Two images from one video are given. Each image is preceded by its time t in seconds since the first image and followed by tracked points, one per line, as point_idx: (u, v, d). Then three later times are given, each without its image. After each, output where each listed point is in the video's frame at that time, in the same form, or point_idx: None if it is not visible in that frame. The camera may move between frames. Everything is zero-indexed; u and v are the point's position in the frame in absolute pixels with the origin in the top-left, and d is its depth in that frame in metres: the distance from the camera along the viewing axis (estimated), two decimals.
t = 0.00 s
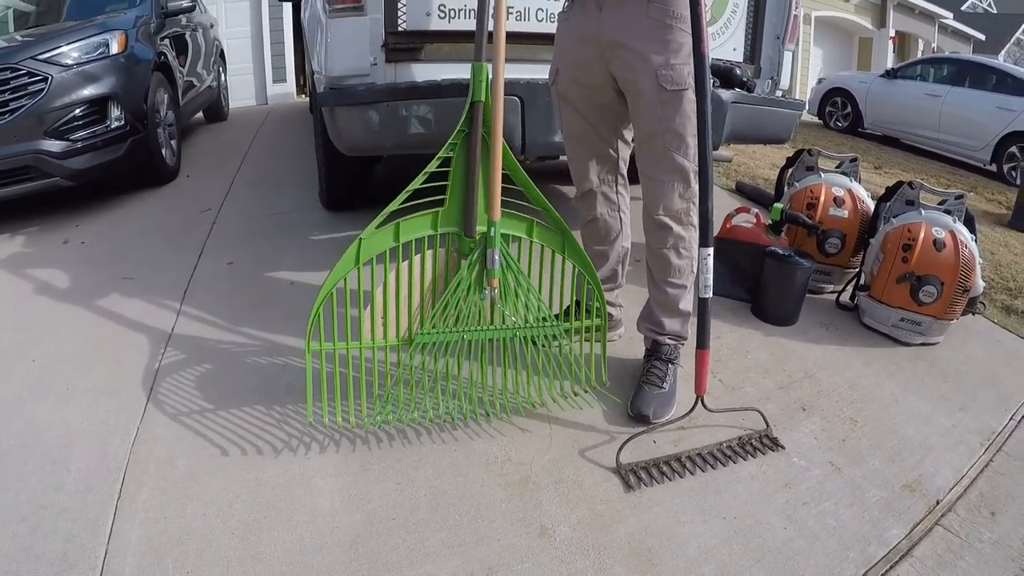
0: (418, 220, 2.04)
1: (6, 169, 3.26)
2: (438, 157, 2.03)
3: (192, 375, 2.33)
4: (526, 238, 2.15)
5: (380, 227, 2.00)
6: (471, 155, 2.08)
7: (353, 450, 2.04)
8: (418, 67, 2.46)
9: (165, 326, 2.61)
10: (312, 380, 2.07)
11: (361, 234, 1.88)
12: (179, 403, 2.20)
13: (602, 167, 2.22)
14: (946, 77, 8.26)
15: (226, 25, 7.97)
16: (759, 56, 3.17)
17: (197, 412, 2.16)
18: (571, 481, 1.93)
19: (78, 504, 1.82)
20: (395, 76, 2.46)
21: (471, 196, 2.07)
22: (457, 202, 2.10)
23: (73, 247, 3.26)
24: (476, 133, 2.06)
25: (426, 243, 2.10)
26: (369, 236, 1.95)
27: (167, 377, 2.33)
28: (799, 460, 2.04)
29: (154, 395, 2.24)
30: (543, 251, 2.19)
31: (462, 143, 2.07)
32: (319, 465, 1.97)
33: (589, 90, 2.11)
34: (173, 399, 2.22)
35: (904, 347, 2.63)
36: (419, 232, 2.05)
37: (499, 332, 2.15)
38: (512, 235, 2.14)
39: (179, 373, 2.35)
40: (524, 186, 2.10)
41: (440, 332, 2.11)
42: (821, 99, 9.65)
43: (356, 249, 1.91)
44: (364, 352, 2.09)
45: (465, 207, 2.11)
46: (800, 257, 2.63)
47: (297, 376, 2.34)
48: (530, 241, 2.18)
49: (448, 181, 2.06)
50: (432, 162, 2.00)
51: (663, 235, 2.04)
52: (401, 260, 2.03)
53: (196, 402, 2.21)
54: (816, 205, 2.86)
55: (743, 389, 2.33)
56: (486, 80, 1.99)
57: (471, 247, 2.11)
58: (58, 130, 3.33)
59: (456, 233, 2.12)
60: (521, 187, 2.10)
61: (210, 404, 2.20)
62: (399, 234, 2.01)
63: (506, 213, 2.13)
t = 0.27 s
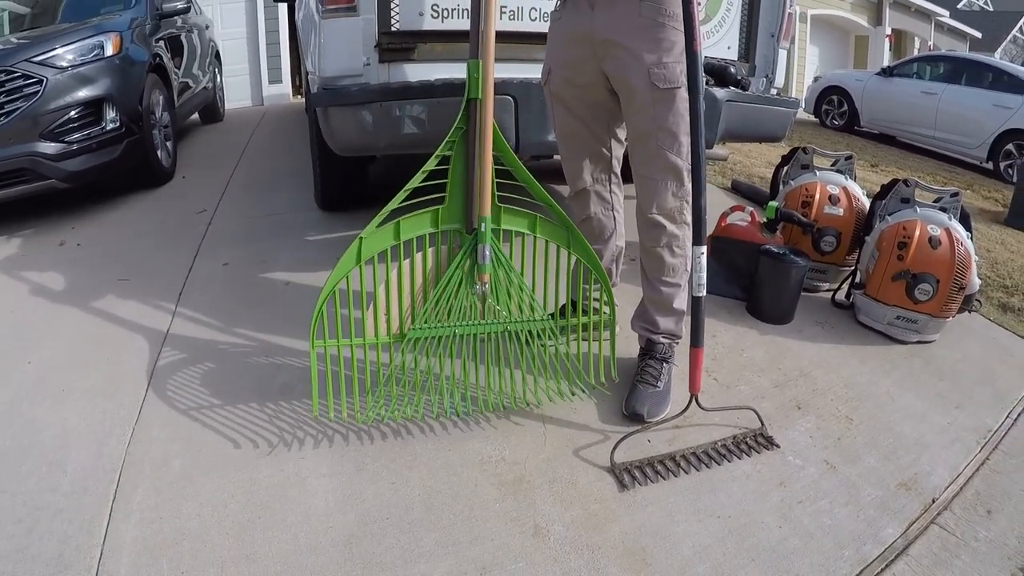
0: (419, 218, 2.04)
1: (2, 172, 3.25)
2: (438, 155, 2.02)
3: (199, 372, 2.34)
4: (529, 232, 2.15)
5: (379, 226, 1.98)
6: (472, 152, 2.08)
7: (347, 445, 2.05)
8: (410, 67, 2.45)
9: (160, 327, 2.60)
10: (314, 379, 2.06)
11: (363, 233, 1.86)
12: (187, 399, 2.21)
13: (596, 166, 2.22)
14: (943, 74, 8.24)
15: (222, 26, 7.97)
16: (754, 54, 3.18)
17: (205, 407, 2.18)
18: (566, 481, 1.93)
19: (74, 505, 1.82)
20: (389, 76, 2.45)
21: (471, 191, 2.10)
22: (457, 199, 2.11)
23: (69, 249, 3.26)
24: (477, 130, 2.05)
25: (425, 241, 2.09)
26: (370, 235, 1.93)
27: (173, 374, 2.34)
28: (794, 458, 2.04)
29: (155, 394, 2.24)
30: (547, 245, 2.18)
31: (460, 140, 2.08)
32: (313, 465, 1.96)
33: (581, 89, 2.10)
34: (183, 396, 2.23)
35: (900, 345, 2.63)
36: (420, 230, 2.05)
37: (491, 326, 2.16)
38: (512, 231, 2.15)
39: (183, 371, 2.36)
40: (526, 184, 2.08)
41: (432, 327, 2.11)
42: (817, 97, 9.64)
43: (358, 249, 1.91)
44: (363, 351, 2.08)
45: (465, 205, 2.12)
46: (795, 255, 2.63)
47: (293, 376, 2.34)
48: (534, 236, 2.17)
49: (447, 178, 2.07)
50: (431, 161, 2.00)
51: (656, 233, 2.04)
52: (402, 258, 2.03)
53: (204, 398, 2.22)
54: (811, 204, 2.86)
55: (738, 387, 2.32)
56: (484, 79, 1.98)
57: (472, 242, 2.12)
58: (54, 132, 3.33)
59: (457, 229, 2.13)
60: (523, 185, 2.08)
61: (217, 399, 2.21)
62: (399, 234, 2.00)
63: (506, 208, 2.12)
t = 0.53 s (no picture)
0: (416, 215, 2.03)
1: None
2: (434, 153, 2.01)
3: (199, 369, 2.34)
4: (527, 229, 2.14)
5: (376, 223, 1.98)
6: (467, 150, 2.08)
7: (344, 443, 2.04)
8: (403, 65, 2.45)
9: (155, 327, 2.59)
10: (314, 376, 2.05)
11: (359, 229, 1.86)
12: (190, 394, 2.22)
13: (590, 162, 2.22)
14: (940, 70, 8.24)
15: (217, 25, 7.95)
16: (749, 49, 3.15)
17: (208, 402, 2.18)
18: (562, 479, 1.92)
19: (69, 505, 1.80)
20: (383, 74, 2.44)
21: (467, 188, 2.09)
22: (454, 196, 2.10)
23: (64, 249, 3.24)
24: (474, 128, 2.04)
25: (422, 238, 2.08)
26: (367, 232, 1.93)
27: (173, 372, 2.33)
28: (792, 455, 2.03)
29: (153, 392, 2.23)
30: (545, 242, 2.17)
31: (456, 138, 2.07)
32: (308, 464, 1.95)
33: (575, 86, 2.09)
34: (183, 390, 2.24)
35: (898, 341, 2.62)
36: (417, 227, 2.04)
37: (489, 324, 2.15)
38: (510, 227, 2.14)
39: (182, 369, 2.35)
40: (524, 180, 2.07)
41: (428, 325, 2.09)
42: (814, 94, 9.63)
43: (355, 246, 1.90)
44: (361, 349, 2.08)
45: (463, 202, 2.12)
46: (792, 252, 2.62)
47: (288, 375, 2.33)
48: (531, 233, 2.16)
49: (444, 175, 2.06)
50: (427, 158, 1.99)
51: (651, 230, 2.03)
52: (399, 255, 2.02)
53: (206, 393, 2.23)
54: (808, 200, 2.84)
55: (735, 385, 2.31)
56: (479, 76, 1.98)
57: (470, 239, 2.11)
58: (49, 133, 3.32)
59: (454, 226, 2.12)
60: (522, 182, 2.06)
61: (219, 395, 2.22)
62: (395, 231, 1.99)
63: (503, 206, 2.12)
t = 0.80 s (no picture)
0: (414, 217, 2.03)
1: None
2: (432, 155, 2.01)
3: (197, 370, 2.34)
4: (525, 231, 2.13)
5: (373, 225, 1.98)
6: (465, 152, 2.08)
7: (342, 444, 2.03)
8: (401, 66, 2.45)
9: (153, 327, 2.58)
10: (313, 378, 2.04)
11: (355, 231, 1.86)
12: (189, 394, 2.21)
13: (589, 164, 2.21)
14: (939, 71, 8.23)
15: (217, 26, 7.95)
16: (748, 50, 3.15)
17: (207, 402, 2.18)
18: (560, 482, 1.91)
19: (66, 504, 1.79)
20: (381, 75, 2.44)
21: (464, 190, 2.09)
22: (452, 197, 2.09)
23: (63, 249, 3.24)
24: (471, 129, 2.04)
25: (420, 240, 2.08)
26: (363, 233, 1.93)
27: (171, 372, 2.32)
28: (791, 458, 2.02)
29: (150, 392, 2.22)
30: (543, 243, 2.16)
31: (454, 139, 2.07)
32: (305, 465, 1.95)
33: (573, 87, 2.09)
34: (182, 390, 2.23)
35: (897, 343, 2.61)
36: (415, 228, 2.04)
37: (486, 325, 2.14)
38: (508, 228, 2.14)
39: (181, 368, 2.35)
40: (521, 182, 2.06)
41: (426, 326, 2.09)
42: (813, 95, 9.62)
43: (352, 247, 1.90)
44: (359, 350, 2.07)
45: (461, 203, 2.12)
46: (791, 254, 2.61)
47: (286, 375, 2.32)
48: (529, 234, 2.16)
49: (441, 177, 2.06)
50: (424, 160, 1.99)
51: (650, 231, 2.03)
52: (395, 257, 2.01)
53: (204, 393, 2.22)
54: (808, 201, 2.82)
55: (733, 387, 2.31)
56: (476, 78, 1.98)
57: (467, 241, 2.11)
58: (49, 132, 3.31)
59: (451, 228, 2.12)
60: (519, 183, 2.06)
61: (218, 395, 2.21)
62: (392, 233, 1.99)
63: (501, 207, 2.11)
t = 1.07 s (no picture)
0: (416, 217, 2.02)
1: None
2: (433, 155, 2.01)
3: (196, 372, 2.33)
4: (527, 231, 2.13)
5: (375, 227, 1.96)
6: (466, 153, 2.07)
7: (344, 446, 2.03)
8: (403, 67, 2.43)
9: (155, 328, 2.58)
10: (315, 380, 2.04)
11: (358, 232, 1.84)
12: (186, 400, 2.19)
13: (591, 165, 2.21)
14: (940, 71, 8.23)
15: (218, 28, 7.96)
16: (751, 51, 3.14)
17: (205, 408, 2.15)
18: (563, 484, 1.91)
19: (69, 505, 1.79)
20: (383, 76, 2.43)
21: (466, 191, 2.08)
22: (454, 198, 2.08)
23: (65, 250, 3.23)
24: (471, 130, 2.04)
25: (423, 241, 2.07)
26: (366, 235, 1.92)
27: (171, 375, 2.31)
28: (794, 461, 2.02)
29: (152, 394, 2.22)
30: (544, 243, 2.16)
31: (455, 139, 2.06)
32: (308, 467, 1.94)
33: (575, 88, 2.08)
34: (181, 396, 2.21)
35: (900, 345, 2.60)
36: (418, 229, 2.03)
37: (489, 325, 2.14)
38: (510, 228, 2.13)
39: (181, 371, 2.34)
40: (523, 182, 2.06)
41: (428, 327, 2.08)
42: (815, 95, 9.61)
43: (355, 248, 1.88)
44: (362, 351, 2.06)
45: (462, 204, 2.11)
46: (794, 255, 2.60)
47: (288, 377, 2.32)
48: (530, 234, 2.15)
49: (443, 177, 2.05)
50: (427, 160, 1.98)
51: (652, 233, 2.02)
52: (398, 258, 2.00)
53: (202, 398, 2.20)
54: (810, 202, 2.80)
55: (736, 389, 2.30)
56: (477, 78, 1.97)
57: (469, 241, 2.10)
58: (51, 134, 3.31)
59: (452, 229, 2.11)
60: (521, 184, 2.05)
61: (217, 399, 2.20)
62: (395, 233, 1.98)
63: (502, 207, 2.11)
